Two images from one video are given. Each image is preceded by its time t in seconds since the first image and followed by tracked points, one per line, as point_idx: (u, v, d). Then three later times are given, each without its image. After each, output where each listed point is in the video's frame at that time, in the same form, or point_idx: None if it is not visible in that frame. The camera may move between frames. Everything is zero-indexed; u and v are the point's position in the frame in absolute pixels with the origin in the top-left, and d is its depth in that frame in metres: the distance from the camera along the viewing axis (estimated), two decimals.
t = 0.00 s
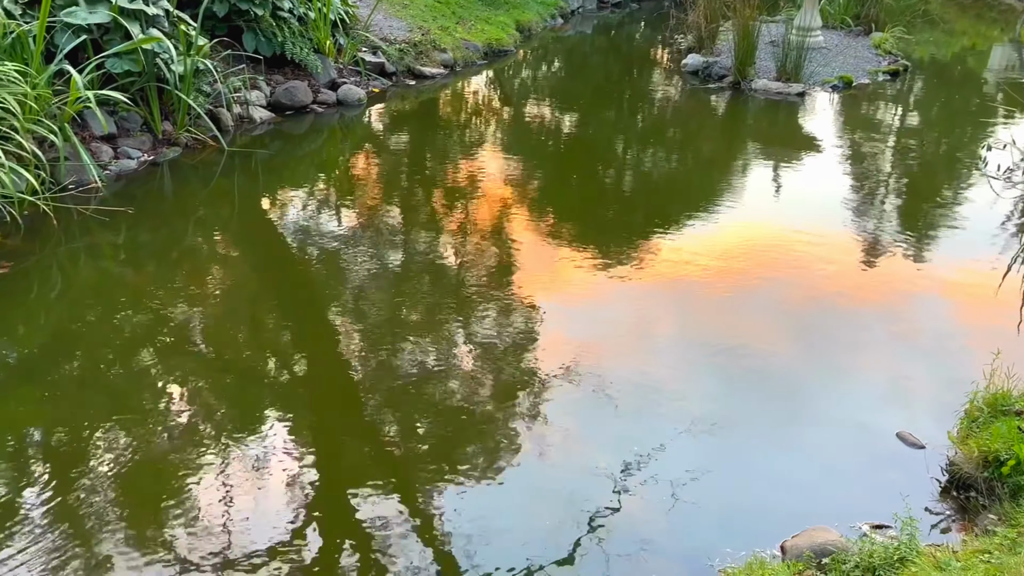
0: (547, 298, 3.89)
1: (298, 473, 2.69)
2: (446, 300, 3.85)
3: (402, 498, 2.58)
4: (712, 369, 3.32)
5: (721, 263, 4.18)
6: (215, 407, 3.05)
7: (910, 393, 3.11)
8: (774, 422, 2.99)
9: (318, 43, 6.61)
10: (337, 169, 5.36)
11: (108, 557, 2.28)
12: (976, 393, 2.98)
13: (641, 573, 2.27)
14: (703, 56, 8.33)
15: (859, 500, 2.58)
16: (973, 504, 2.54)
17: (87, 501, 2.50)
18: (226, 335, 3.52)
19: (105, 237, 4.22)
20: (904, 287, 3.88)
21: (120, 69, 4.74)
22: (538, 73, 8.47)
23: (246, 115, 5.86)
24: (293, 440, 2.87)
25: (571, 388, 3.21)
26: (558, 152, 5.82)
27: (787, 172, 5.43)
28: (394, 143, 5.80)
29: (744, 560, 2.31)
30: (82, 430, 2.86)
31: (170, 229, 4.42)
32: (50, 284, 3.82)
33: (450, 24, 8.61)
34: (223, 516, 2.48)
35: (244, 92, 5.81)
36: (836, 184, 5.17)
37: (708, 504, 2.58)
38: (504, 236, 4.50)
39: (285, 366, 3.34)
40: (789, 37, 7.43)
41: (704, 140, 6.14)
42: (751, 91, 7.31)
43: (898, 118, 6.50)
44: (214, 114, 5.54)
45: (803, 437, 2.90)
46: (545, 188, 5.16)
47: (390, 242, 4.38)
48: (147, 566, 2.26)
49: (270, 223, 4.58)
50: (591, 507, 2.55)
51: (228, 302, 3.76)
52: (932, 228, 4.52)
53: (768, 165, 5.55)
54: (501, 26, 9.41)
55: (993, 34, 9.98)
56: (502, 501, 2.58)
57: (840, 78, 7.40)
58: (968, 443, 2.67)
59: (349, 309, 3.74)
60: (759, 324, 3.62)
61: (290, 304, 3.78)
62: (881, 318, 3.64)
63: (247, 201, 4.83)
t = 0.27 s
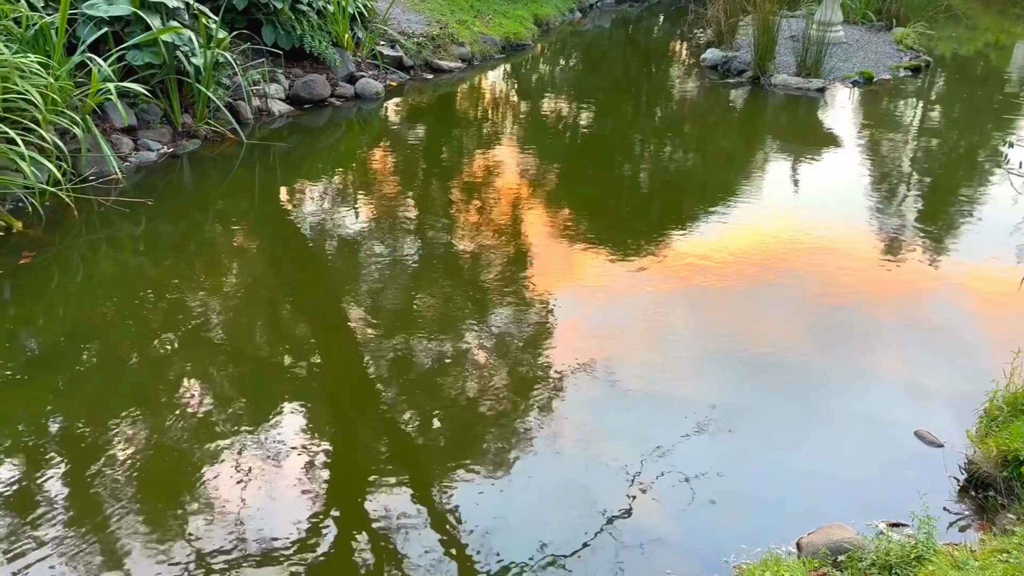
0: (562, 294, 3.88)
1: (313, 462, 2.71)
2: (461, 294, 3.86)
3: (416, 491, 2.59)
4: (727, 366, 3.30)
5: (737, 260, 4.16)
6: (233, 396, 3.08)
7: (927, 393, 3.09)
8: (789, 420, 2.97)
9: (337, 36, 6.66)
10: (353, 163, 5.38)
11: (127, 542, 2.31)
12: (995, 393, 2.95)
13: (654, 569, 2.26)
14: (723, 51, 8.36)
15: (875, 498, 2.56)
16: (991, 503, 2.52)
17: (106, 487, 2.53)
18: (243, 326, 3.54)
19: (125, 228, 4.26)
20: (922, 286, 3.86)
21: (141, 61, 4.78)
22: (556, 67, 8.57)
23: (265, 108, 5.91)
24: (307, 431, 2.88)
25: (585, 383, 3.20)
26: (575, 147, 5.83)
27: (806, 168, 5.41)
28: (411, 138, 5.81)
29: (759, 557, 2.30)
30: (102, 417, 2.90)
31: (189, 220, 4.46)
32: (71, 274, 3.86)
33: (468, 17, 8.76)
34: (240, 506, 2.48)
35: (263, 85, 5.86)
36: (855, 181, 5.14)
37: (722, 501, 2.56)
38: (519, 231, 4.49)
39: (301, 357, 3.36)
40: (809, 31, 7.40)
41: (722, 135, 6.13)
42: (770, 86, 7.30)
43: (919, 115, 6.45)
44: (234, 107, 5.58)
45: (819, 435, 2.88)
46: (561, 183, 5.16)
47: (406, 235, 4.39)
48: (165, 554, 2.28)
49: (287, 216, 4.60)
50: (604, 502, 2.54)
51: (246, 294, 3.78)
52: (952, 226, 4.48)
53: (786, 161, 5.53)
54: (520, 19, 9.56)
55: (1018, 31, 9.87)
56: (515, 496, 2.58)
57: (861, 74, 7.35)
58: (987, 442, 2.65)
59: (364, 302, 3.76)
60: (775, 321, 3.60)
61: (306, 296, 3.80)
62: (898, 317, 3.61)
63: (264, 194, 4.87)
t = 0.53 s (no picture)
0: (577, 290, 3.87)
1: (330, 454, 2.72)
2: (477, 288, 3.87)
3: (431, 484, 2.60)
4: (743, 364, 3.28)
5: (753, 257, 4.14)
6: (251, 386, 3.10)
7: (946, 393, 3.06)
8: (806, 418, 2.95)
9: (356, 30, 6.71)
10: (370, 157, 5.40)
11: (147, 528, 2.34)
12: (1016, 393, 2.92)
13: (669, 565, 2.25)
14: (742, 46, 8.38)
15: (892, 496, 2.54)
16: (1010, 504, 2.50)
17: (126, 474, 2.57)
18: (260, 319, 3.57)
19: (145, 220, 4.31)
20: (941, 285, 3.82)
21: (162, 54, 4.82)
22: (573, 62, 8.67)
23: (284, 101, 5.96)
24: (323, 424, 2.89)
25: (600, 379, 3.19)
26: (592, 141, 5.84)
27: (825, 164, 5.37)
28: (428, 132, 5.83)
29: (774, 554, 2.29)
30: (123, 405, 2.94)
31: (208, 212, 4.50)
32: (92, 264, 3.91)
33: (487, 12, 8.89)
34: (258, 495, 2.51)
35: (282, 78, 5.90)
36: (875, 178, 5.09)
37: (737, 498, 2.54)
38: (535, 226, 4.49)
39: (318, 349, 3.38)
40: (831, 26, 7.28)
41: (741, 130, 6.12)
42: (790, 82, 7.28)
43: (941, 111, 6.39)
44: (253, 100, 5.62)
45: (835, 433, 2.86)
46: (578, 178, 5.16)
47: (422, 229, 4.41)
48: (183, 541, 2.31)
49: (305, 209, 4.63)
50: (619, 497, 2.53)
51: (263, 286, 3.81)
52: (973, 225, 4.44)
53: (806, 157, 5.50)
54: (538, 14, 9.70)
55: None
56: (529, 490, 2.57)
57: (882, 69, 7.29)
58: (1007, 442, 2.62)
59: (380, 296, 3.77)
60: (792, 319, 3.58)
61: (323, 289, 3.82)
62: (916, 316, 3.58)
63: (282, 187, 4.90)
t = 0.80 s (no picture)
0: (593, 285, 3.86)
1: (346, 443, 2.71)
2: (494, 283, 3.87)
3: (446, 476, 2.57)
4: (760, 360, 3.25)
5: (771, 255, 4.11)
6: (268, 377, 3.12)
7: (965, 394, 3.02)
8: (823, 415, 2.92)
9: (375, 24, 6.77)
10: (388, 152, 5.41)
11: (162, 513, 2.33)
12: None
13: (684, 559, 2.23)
14: (763, 41, 8.36)
15: (911, 493, 2.51)
16: None
17: (144, 461, 2.57)
18: (278, 311, 3.58)
19: (165, 212, 4.34)
20: (960, 285, 3.78)
21: (183, 47, 4.85)
22: (592, 56, 8.72)
23: (304, 95, 5.99)
24: (339, 414, 2.89)
25: (616, 373, 3.17)
26: (610, 136, 5.83)
27: (846, 161, 5.33)
28: (446, 127, 5.84)
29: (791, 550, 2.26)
30: (143, 393, 2.96)
31: (226, 204, 4.53)
32: (113, 256, 3.95)
33: (506, 6, 8.97)
34: (273, 482, 2.51)
35: (302, 72, 5.93)
36: (896, 176, 5.05)
37: (754, 492, 2.52)
38: (552, 222, 4.48)
39: (333, 342, 3.39)
40: (853, 21, 7.25)
41: (760, 126, 6.10)
42: (810, 78, 7.25)
43: (963, 108, 6.33)
44: (273, 94, 5.65)
45: (853, 430, 2.84)
46: (596, 173, 5.15)
47: (439, 224, 4.42)
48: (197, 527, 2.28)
49: (323, 203, 4.65)
50: (635, 489, 2.50)
51: (280, 279, 3.82)
52: (994, 225, 4.40)
53: (826, 154, 5.46)
54: (557, 9, 9.78)
55: None
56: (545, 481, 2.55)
57: (904, 65, 7.24)
58: None
59: (396, 290, 3.78)
60: (809, 317, 3.55)
61: (340, 283, 3.83)
62: (935, 315, 3.55)
63: (300, 180, 4.92)
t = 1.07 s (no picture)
0: (608, 282, 3.85)
1: (360, 437, 2.73)
2: (510, 278, 3.87)
3: (460, 470, 2.58)
4: (776, 358, 3.23)
5: (787, 253, 4.08)
6: (286, 369, 3.14)
7: (983, 395, 2.99)
8: (840, 414, 2.90)
9: (394, 18, 6.78)
10: (405, 147, 5.42)
11: (177, 503, 2.35)
12: None
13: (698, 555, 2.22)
14: (783, 37, 8.33)
15: (928, 494, 2.48)
16: None
17: (163, 451, 2.60)
18: (294, 304, 3.60)
19: (184, 204, 4.38)
20: (980, 285, 3.75)
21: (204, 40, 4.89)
22: (610, 51, 8.73)
23: (323, 89, 6.02)
24: (354, 408, 2.91)
25: (631, 370, 3.17)
26: (628, 131, 5.83)
27: (866, 158, 5.29)
28: (463, 122, 5.85)
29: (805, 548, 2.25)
30: (161, 383, 2.99)
31: (244, 198, 4.55)
32: (134, 248, 3.99)
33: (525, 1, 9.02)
34: (288, 474, 2.52)
35: (321, 66, 5.96)
36: (916, 174, 5.01)
37: (769, 490, 2.50)
38: (568, 218, 4.48)
39: (350, 336, 3.40)
40: (875, 17, 7.20)
41: (780, 122, 6.08)
42: (831, 74, 7.20)
43: (986, 106, 6.26)
44: (292, 88, 5.68)
45: (870, 429, 2.81)
46: (613, 169, 5.15)
47: (456, 219, 4.43)
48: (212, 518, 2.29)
49: (341, 197, 4.68)
50: (649, 486, 2.49)
51: (297, 273, 3.84)
52: (1016, 224, 4.35)
53: (846, 151, 5.42)
54: (576, 4, 9.83)
55: None
56: (559, 477, 2.55)
57: (927, 62, 7.18)
58: None
59: (412, 284, 3.79)
60: (826, 316, 3.52)
61: (356, 277, 3.85)
62: (954, 315, 3.51)
63: (318, 174, 4.94)
